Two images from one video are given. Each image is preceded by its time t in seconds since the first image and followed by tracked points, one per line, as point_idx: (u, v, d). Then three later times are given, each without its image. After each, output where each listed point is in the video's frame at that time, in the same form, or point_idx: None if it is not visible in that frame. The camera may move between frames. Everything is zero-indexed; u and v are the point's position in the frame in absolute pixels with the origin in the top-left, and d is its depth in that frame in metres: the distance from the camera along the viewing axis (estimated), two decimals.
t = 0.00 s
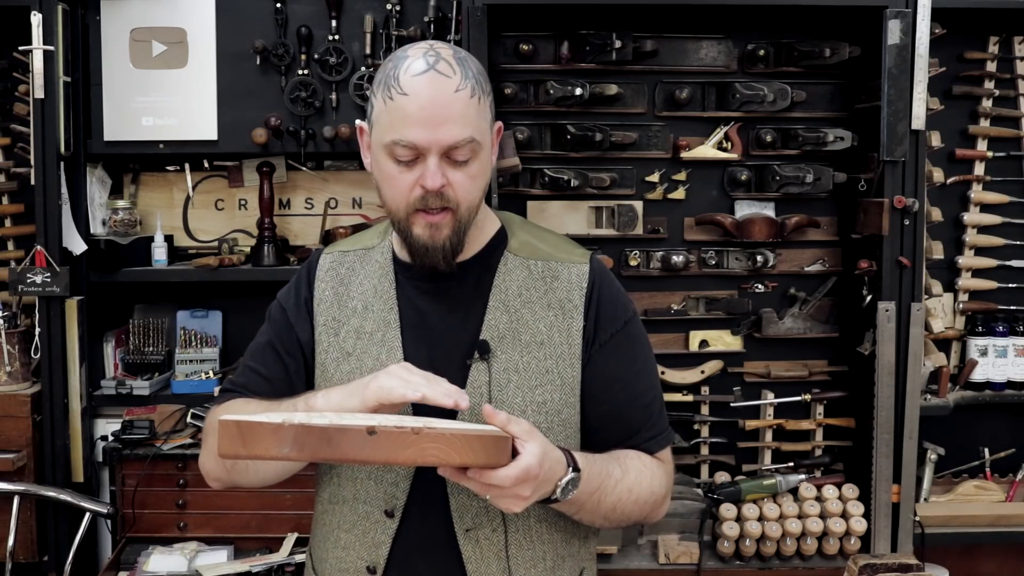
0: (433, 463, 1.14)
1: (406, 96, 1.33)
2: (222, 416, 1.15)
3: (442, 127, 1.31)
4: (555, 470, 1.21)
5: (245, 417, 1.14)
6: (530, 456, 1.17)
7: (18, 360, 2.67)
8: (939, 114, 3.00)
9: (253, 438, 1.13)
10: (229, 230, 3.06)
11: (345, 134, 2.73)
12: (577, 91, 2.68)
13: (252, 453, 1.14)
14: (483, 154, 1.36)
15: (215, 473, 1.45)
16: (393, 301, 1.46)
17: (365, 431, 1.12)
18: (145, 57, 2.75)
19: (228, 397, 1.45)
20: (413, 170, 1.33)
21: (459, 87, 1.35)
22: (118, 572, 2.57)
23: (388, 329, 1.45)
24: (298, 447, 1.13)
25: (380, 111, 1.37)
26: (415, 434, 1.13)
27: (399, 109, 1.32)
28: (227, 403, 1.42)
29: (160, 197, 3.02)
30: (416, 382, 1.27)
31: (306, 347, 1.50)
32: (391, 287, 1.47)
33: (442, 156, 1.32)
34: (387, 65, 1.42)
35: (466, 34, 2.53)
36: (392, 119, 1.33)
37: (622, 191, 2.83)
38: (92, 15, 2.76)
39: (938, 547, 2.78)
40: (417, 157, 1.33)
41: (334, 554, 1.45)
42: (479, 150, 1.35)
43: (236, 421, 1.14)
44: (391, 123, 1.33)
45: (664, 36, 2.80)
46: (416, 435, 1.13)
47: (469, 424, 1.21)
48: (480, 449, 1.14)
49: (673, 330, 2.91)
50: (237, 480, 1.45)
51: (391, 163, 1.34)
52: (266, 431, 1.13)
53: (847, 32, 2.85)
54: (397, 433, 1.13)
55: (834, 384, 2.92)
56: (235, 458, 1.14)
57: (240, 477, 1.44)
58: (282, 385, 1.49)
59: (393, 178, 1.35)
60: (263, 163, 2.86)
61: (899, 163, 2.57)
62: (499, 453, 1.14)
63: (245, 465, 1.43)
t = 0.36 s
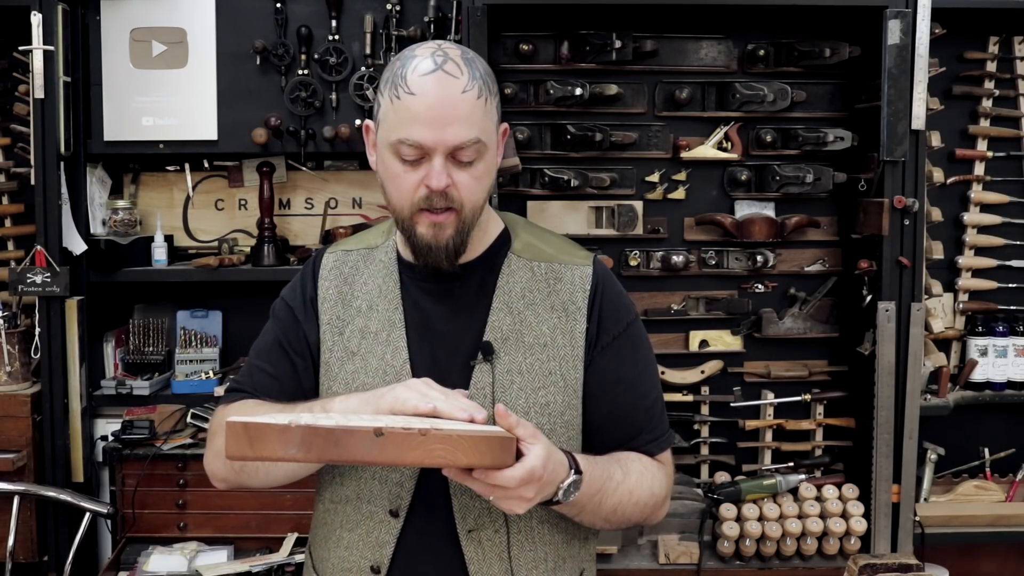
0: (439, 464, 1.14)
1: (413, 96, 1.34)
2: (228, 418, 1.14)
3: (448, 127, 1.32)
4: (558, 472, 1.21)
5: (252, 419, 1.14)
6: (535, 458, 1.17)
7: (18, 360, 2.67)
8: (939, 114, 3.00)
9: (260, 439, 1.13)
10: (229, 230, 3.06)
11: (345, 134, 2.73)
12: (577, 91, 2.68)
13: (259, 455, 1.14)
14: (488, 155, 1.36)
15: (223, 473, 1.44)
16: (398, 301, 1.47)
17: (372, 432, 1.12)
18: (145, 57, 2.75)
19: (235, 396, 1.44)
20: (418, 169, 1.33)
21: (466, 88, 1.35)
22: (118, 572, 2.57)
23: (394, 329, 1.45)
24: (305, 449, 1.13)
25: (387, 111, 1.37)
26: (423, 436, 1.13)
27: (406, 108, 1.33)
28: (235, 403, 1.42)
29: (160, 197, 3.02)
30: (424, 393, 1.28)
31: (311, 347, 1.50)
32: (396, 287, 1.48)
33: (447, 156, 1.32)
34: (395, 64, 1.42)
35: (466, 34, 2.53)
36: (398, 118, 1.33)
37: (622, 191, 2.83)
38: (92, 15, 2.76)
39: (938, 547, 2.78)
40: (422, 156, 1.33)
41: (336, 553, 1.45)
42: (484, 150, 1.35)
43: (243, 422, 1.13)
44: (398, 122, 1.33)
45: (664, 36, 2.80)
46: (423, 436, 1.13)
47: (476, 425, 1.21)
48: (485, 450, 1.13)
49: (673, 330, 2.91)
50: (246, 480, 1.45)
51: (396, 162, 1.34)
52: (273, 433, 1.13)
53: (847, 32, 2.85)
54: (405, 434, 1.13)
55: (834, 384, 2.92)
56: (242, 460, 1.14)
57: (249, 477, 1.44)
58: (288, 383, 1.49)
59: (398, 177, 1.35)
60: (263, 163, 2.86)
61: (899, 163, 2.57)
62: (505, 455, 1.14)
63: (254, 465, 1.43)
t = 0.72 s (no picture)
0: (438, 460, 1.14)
1: (410, 93, 1.34)
2: (226, 414, 1.14)
3: (444, 125, 1.32)
4: (557, 471, 1.21)
5: (250, 415, 1.14)
6: (533, 454, 1.17)
7: (18, 360, 2.67)
8: (939, 114, 3.00)
9: (257, 435, 1.13)
10: (229, 230, 3.06)
11: (345, 134, 2.73)
12: (577, 91, 2.68)
13: (256, 451, 1.13)
14: (484, 154, 1.35)
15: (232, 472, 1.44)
16: (402, 299, 1.47)
17: (370, 427, 1.13)
18: (145, 57, 2.75)
19: (241, 394, 1.44)
20: (413, 166, 1.33)
21: (463, 86, 1.35)
22: (118, 572, 2.58)
23: (397, 327, 1.45)
24: (303, 445, 1.13)
25: (385, 107, 1.37)
26: (420, 430, 1.13)
27: (403, 105, 1.33)
28: (242, 401, 1.41)
29: (160, 197, 3.02)
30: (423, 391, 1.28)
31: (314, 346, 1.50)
32: (400, 285, 1.48)
33: (442, 153, 1.32)
34: (395, 62, 1.43)
35: (466, 34, 2.53)
36: (395, 115, 1.34)
37: (622, 191, 2.83)
38: (92, 15, 2.76)
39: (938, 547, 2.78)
40: (417, 153, 1.32)
41: (339, 552, 1.45)
42: (480, 149, 1.34)
43: (241, 419, 1.13)
44: (394, 119, 1.33)
45: (664, 36, 2.80)
46: (421, 431, 1.13)
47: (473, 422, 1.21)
48: (483, 445, 1.14)
49: (673, 330, 2.91)
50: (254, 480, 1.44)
51: (392, 158, 1.34)
52: (271, 429, 1.12)
53: (847, 32, 2.85)
54: (402, 428, 1.13)
55: (834, 384, 2.92)
56: (239, 457, 1.14)
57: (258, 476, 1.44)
58: (297, 380, 1.48)
59: (394, 174, 1.34)
60: (263, 163, 2.86)
61: (899, 163, 2.57)
62: (502, 451, 1.14)
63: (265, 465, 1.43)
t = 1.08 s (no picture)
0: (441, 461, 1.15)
1: (402, 90, 1.34)
2: (230, 420, 1.14)
3: (435, 122, 1.32)
4: (559, 471, 1.21)
5: (253, 420, 1.14)
6: (535, 455, 1.16)
7: (18, 360, 2.67)
8: (939, 114, 3.01)
9: (259, 440, 1.13)
10: (229, 230, 3.06)
11: (345, 134, 2.73)
12: (577, 91, 2.68)
13: (259, 456, 1.13)
14: (478, 152, 1.35)
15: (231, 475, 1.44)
16: (402, 300, 1.47)
17: (373, 429, 1.13)
18: (144, 57, 2.74)
19: (242, 397, 1.44)
20: (405, 164, 1.33)
21: (455, 84, 1.36)
22: (119, 572, 2.57)
23: (397, 328, 1.45)
24: (306, 449, 1.13)
25: (377, 106, 1.38)
26: (424, 431, 1.14)
27: (394, 102, 1.33)
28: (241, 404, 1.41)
29: (160, 197, 3.02)
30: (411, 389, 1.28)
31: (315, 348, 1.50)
32: (400, 286, 1.48)
33: (435, 150, 1.32)
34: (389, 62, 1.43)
35: (466, 34, 2.53)
36: (386, 113, 1.34)
37: (623, 191, 2.83)
38: (92, 15, 2.75)
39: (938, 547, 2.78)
40: (409, 150, 1.32)
41: (340, 553, 1.45)
42: (473, 146, 1.34)
43: (244, 424, 1.13)
44: (386, 116, 1.33)
45: (664, 36, 2.80)
46: (425, 432, 1.14)
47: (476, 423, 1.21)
48: (485, 445, 1.14)
49: (673, 330, 2.91)
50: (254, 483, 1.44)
51: (384, 156, 1.34)
52: (274, 434, 1.13)
53: (847, 32, 2.85)
54: (406, 430, 1.14)
55: (834, 384, 2.92)
56: (243, 462, 1.14)
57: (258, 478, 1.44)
58: (294, 383, 1.47)
59: (387, 172, 1.34)
60: (263, 163, 2.86)
61: (899, 163, 2.57)
62: (504, 451, 1.14)
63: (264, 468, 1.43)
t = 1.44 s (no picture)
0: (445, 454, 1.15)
1: (399, 89, 1.34)
2: (236, 411, 1.15)
3: (433, 121, 1.31)
4: (563, 467, 1.21)
5: (260, 412, 1.15)
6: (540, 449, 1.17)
7: (18, 360, 2.67)
8: (939, 114, 3.01)
9: (265, 431, 1.13)
10: (229, 230, 3.06)
11: (345, 134, 2.73)
12: (577, 91, 2.68)
13: (265, 448, 1.14)
14: (477, 150, 1.35)
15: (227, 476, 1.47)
16: (399, 302, 1.47)
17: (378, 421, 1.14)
18: (144, 57, 2.74)
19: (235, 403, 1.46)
20: (404, 163, 1.33)
21: (452, 82, 1.35)
22: (119, 572, 2.57)
23: (394, 330, 1.45)
24: (312, 441, 1.13)
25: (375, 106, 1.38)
26: (429, 425, 1.14)
27: (392, 101, 1.33)
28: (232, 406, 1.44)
29: (160, 197, 3.02)
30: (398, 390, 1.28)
31: (312, 352, 1.51)
32: (397, 288, 1.48)
33: (433, 149, 1.32)
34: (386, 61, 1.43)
35: (466, 34, 2.53)
36: (385, 111, 1.34)
37: (622, 191, 2.83)
38: (92, 15, 2.75)
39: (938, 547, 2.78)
40: (408, 149, 1.32)
41: (340, 554, 1.45)
42: (472, 145, 1.34)
43: (250, 415, 1.14)
44: (383, 115, 1.33)
45: (664, 36, 2.80)
46: (430, 425, 1.14)
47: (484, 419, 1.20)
48: (493, 439, 1.14)
49: (673, 330, 2.91)
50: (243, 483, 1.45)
51: (382, 155, 1.34)
52: (280, 425, 1.13)
53: (847, 32, 2.85)
54: (411, 423, 1.14)
55: (834, 384, 2.92)
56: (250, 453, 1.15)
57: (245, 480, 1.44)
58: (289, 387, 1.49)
59: (385, 171, 1.34)
60: (263, 163, 2.86)
61: (899, 163, 2.57)
62: (510, 447, 1.14)
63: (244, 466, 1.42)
